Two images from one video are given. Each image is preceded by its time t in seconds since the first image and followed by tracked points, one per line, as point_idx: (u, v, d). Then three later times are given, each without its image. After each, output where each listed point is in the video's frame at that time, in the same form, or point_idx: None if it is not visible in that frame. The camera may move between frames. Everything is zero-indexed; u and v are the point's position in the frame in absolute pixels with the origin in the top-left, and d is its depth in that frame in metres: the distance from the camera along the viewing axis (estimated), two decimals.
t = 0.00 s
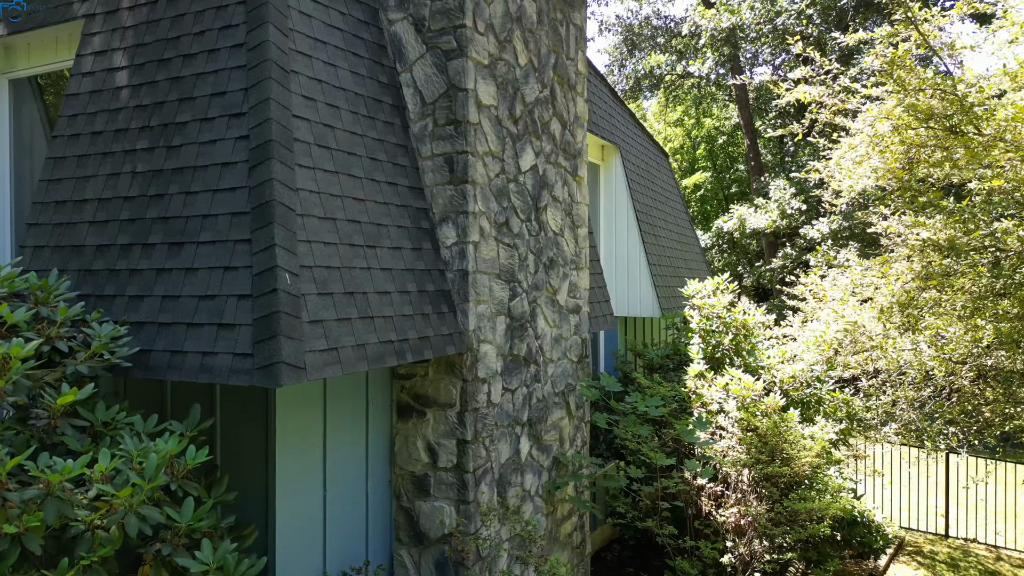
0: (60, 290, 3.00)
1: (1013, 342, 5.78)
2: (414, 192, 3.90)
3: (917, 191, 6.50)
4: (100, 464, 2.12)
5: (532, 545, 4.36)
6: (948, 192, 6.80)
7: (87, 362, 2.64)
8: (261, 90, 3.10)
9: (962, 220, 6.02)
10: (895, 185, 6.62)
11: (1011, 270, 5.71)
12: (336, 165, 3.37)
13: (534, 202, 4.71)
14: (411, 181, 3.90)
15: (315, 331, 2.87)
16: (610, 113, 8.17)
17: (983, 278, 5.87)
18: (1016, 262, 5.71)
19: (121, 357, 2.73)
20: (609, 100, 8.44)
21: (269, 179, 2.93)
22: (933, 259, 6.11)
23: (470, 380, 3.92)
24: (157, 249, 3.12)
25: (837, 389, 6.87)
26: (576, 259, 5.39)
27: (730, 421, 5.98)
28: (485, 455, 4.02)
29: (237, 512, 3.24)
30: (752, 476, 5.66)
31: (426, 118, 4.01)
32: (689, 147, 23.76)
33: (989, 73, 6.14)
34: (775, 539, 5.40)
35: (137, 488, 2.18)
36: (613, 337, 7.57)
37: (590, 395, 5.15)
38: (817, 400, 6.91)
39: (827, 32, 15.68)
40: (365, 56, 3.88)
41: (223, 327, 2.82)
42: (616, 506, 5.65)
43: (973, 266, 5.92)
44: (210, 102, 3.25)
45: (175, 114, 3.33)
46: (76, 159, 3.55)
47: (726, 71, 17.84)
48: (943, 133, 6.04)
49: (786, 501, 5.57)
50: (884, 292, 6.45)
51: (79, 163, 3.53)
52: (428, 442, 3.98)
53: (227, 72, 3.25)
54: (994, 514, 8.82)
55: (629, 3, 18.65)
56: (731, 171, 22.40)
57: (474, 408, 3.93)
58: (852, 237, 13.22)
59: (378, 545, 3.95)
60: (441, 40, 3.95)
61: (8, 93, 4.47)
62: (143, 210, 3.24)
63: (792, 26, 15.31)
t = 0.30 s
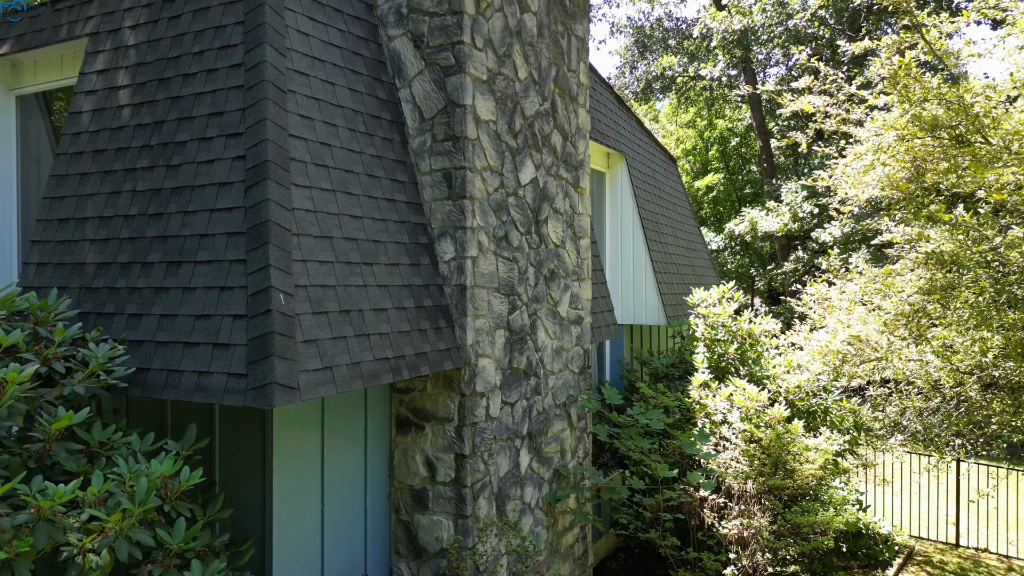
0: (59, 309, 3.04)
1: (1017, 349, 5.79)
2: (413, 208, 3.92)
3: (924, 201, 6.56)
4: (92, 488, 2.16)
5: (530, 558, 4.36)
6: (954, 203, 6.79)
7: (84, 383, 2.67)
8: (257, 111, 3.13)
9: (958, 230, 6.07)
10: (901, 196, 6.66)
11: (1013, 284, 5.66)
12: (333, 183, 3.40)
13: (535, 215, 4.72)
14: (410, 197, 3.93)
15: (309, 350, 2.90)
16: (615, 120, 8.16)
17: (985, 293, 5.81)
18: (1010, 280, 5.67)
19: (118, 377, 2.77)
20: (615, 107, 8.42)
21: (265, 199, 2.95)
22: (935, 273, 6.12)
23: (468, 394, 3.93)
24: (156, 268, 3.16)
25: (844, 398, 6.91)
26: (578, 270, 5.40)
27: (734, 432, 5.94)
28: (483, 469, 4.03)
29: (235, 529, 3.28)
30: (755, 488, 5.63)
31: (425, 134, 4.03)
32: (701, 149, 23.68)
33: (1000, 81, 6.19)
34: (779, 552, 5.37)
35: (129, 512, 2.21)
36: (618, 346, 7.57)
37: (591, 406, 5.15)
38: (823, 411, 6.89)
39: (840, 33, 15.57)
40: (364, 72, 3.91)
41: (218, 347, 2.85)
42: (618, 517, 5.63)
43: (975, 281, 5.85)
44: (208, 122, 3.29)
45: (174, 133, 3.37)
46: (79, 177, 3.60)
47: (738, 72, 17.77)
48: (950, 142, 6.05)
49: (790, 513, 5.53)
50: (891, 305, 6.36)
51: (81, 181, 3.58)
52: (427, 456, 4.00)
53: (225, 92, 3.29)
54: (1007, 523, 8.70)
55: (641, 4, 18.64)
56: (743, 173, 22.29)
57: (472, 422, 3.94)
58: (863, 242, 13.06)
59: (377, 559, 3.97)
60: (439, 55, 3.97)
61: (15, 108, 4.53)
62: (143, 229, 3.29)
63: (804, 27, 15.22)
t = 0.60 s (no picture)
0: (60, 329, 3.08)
1: None
2: (412, 224, 3.94)
3: (930, 212, 6.54)
4: (84, 511, 2.19)
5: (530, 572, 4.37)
6: (958, 215, 6.78)
7: (82, 404, 2.71)
8: (255, 132, 3.16)
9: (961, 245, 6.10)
10: (907, 207, 6.63)
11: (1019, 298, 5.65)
12: (331, 202, 3.42)
13: (536, 229, 4.73)
14: (409, 213, 3.95)
15: (304, 371, 2.92)
16: (622, 127, 8.13)
17: (989, 310, 5.80)
18: (1010, 302, 5.68)
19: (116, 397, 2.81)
20: (622, 114, 8.41)
21: (261, 221, 2.98)
22: (940, 286, 6.10)
23: (467, 410, 3.94)
24: (156, 288, 3.20)
25: (852, 409, 6.67)
26: (581, 281, 5.40)
27: (739, 444, 5.95)
28: (482, 484, 4.04)
29: (235, 546, 3.31)
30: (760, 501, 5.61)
31: (425, 150, 4.05)
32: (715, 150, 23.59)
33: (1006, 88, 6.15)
34: (783, 566, 5.35)
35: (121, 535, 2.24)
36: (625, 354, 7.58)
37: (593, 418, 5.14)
38: (830, 421, 6.58)
39: (854, 35, 15.45)
40: (364, 89, 3.93)
41: (215, 368, 2.88)
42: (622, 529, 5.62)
43: (980, 297, 5.86)
44: (208, 142, 3.33)
45: (174, 153, 3.41)
46: (83, 195, 3.65)
47: (750, 74, 17.68)
48: (957, 153, 6.01)
49: (795, 526, 5.51)
50: (897, 316, 6.40)
51: (85, 199, 3.63)
52: (426, 471, 4.02)
53: (224, 112, 3.32)
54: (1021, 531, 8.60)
55: (653, 6, 18.58)
56: (756, 174, 22.17)
57: (471, 437, 3.95)
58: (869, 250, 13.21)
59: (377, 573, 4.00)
60: (438, 72, 3.98)
61: (23, 124, 4.60)
62: (143, 248, 3.33)
63: (817, 29, 15.11)
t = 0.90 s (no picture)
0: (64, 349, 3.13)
1: None
2: (414, 240, 3.96)
3: (940, 224, 6.38)
4: (81, 537, 2.23)
5: None
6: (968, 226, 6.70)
7: (83, 425, 2.74)
8: (255, 153, 3.19)
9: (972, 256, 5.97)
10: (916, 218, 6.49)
11: None
12: (331, 221, 3.45)
13: (539, 243, 4.74)
14: (411, 230, 3.97)
15: (302, 392, 2.94)
16: (630, 136, 8.14)
17: (995, 327, 5.79)
18: (1017, 318, 5.70)
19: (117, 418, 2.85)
20: (631, 122, 8.41)
21: (260, 243, 3.01)
22: (952, 301, 6.06)
23: (469, 426, 3.95)
24: (158, 308, 3.23)
25: (862, 419, 6.66)
26: (586, 293, 5.40)
27: (746, 457, 5.89)
28: (484, 500, 4.04)
29: (236, 564, 3.34)
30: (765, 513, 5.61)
31: (426, 166, 4.07)
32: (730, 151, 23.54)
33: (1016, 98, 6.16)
34: None
35: (116, 561, 2.27)
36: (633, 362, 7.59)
37: (597, 431, 5.13)
38: (841, 432, 6.61)
39: (869, 36, 15.28)
40: (366, 107, 3.96)
41: (214, 389, 2.90)
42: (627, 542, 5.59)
43: (985, 316, 5.86)
44: (209, 162, 3.36)
45: (177, 173, 3.45)
46: (88, 214, 3.70)
47: (765, 75, 17.55)
48: (967, 164, 5.99)
49: (802, 540, 5.48)
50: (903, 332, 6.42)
51: (91, 218, 3.68)
52: (428, 486, 4.03)
53: (226, 133, 3.35)
54: None
55: (667, 7, 18.52)
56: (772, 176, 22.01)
57: (473, 453, 3.95)
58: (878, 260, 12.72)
59: None
60: (440, 89, 4.00)
61: (34, 142, 4.67)
62: (146, 268, 3.36)
63: (832, 30, 14.94)
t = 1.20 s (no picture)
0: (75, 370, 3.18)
1: None
2: (421, 257, 3.98)
3: (953, 237, 6.52)
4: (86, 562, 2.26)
5: None
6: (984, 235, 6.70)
7: (92, 447, 2.77)
8: (262, 175, 3.22)
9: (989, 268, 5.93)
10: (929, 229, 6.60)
11: None
12: (338, 241, 3.47)
13: (547, 257, 4.74)
14: (418, 246, 3.99)
15: (308, 413, 2.96)
16: (642, 144, 8.12)
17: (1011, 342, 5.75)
18: None
19: (125, 439, 2.89)
20: (642, 130, 8.39)
21: (266, 264, 3.03)
22: (965, 315, 6.07)
23: (476, 442, 3.95)
24: (166, 327, 3.27)
25: (876, 430, 6.62)
26: (594, 306, 5.39)
27: (757, 470, 5.85)
28: (491, 515, 4.04)
29: None
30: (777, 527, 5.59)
31: (433, 183, 4.09)
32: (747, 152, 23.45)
33: None
34: None
35: None
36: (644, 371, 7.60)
37: (606, 445, 5.11)
38: (854, 444, 6.63)
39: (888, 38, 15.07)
40: (374, 125, 3.98)
41: (220, 410, 2.93)
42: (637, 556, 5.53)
43: (996, 335, 5.85)
44: (218, 183, 3.40)
45: (186, 193, 3.49)
46: (100, 233, 3.76)
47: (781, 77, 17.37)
48: (982, 176, 6.01)
49: (814, 557, 5.47)
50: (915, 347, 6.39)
51: (102, 236, 3.73)
52: (435, 502, 4.05)
53: (233, 154, 3.39)
54: None
55: (683, 8, 18.41)
56: (789, 177, 21.86)
57: (479, 469, 3.95)
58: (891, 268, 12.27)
59: None
60: (447, 107, 4.01)
61: (49, 156, 4.76)
62: (155, 287, 3.40)
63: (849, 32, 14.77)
